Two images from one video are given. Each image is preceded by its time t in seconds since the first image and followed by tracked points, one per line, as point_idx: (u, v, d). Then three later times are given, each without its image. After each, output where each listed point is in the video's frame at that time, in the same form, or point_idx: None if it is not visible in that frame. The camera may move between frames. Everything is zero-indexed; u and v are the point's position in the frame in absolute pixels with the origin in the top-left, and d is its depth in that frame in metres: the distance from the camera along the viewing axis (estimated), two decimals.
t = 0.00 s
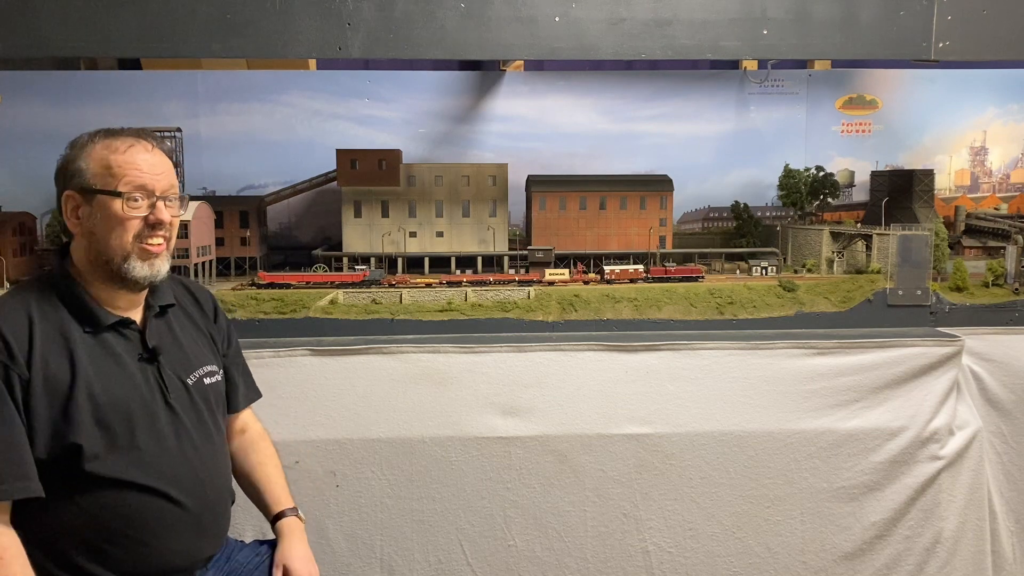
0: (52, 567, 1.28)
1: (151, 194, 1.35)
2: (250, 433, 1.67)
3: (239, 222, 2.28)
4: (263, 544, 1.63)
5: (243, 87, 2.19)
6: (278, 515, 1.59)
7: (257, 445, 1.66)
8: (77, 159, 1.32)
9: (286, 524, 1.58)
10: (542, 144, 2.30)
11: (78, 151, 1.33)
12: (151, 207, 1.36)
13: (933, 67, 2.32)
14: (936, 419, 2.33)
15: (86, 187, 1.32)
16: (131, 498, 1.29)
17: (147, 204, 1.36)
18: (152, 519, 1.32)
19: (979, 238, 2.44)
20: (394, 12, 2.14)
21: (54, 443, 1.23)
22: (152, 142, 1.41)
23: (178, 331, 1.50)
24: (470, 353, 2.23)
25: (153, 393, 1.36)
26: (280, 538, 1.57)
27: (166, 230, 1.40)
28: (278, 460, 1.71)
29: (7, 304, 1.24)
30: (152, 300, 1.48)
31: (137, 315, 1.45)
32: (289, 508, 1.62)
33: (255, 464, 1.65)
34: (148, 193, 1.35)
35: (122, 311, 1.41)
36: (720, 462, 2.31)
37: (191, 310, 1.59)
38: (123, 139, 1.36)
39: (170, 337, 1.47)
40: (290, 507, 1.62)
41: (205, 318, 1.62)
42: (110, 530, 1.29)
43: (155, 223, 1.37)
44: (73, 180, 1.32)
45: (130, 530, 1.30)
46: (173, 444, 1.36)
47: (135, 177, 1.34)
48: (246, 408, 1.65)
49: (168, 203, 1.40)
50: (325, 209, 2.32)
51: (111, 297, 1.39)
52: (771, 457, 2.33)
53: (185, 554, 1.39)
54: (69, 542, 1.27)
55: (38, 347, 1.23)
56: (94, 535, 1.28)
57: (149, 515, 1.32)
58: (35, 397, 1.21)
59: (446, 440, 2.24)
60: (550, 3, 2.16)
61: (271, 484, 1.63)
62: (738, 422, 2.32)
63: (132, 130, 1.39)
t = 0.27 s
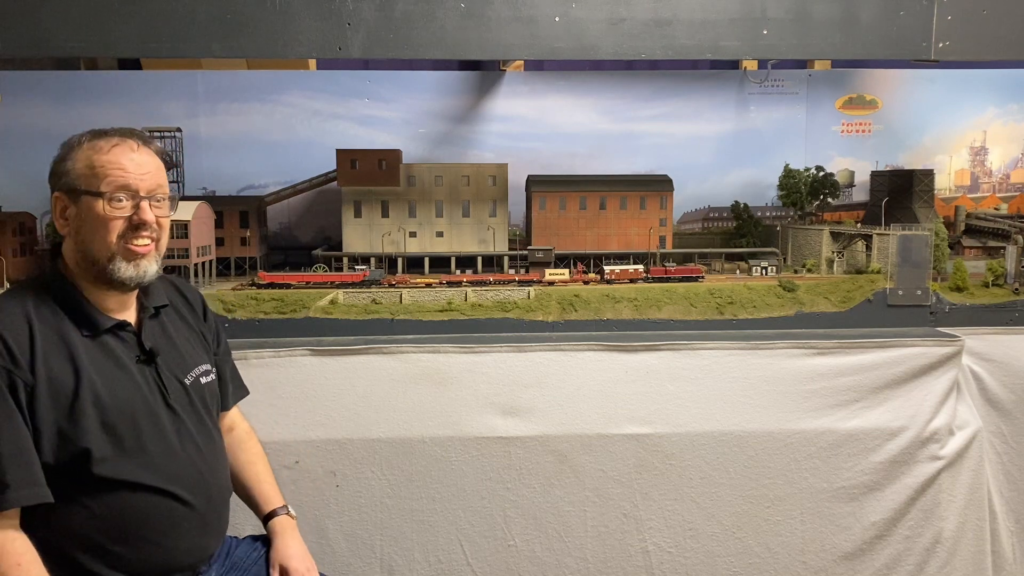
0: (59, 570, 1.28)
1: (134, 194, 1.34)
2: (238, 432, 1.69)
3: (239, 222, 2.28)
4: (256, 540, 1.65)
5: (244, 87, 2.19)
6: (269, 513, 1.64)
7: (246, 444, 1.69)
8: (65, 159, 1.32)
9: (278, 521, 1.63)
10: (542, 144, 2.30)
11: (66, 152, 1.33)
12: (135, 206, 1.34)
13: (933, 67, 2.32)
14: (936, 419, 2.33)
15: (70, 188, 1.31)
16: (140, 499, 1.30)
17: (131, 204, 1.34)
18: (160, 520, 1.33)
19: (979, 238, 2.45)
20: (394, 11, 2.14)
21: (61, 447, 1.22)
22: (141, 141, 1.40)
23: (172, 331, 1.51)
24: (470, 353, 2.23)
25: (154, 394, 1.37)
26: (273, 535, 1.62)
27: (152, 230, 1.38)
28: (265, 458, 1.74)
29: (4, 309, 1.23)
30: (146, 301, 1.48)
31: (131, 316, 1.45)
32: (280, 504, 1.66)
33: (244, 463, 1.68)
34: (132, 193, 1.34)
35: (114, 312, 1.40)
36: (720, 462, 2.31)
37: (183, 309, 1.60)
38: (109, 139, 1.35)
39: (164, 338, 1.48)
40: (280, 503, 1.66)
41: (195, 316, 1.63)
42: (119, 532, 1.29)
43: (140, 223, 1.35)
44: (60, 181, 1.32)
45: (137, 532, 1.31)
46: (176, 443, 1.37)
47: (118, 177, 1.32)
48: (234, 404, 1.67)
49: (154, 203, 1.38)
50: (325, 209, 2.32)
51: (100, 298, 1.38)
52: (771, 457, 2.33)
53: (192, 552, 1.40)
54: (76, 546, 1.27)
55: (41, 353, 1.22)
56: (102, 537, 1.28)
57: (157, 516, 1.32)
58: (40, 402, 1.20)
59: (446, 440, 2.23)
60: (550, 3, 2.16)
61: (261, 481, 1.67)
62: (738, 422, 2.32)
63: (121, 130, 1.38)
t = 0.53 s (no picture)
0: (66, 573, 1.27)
1: (129, 200, 1.33)
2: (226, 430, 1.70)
3: (239, 223, 2.28)
4: (251, 537, 1.65)
5: (244, 87, 2.19)
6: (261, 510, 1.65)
7: (234, 441, 1.69)
8: (60, 161, 1.31)
9: (270, 518, 1.64)
10: (542, 144, 2.30)
11: (60, 154, 1.32)
12: (130, 213, 1.34)
13: (933, 67, 2.32)
14: (936, 419, 2.33)
15: (65, 192, 1.31)
16: (148, 498, 1.30)
17: (126, 210, 1.34)
18: (167, 518, 1.34)
19: (979, 238, 2.44)
20: (394, 11, 2.13)
21: (67, 448, 1.22)
22: (137, 145, 1.39)
23: (166, 330, 1.52)
24: (470, 353, 2.23)
25: (155, 393, 1.38)
26: (266, 531, 1.62)
27: (147, 236, 1.38)
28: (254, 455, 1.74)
29: (3, 312, 1.22)
30: (140, 302, 1.48)
31: (127, 316, 1.45)
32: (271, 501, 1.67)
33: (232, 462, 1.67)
34: (127, 200, 1.33)
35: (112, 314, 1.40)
36: (720, 462, 2.31)
37: (173, 309, 1.61)
38: (105, 143, 1.34)
39: (160, 338, 1.48)
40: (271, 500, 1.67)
41: (185, 315, 1.64)
42: (127, 532, 1.29)
43: (134, 229, 1.35)
44: (54, 184, 1.31)
45: (146, 531, 1.31)
46: (180, 441, 1.38)
47: (113, 183, 1.32)
48: (224, 402, 1.69)
49: (149, 209, 1.37)
50: (325, 209, 2.32)
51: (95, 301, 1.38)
52: (771, 456, 2.33)
53: (197, 549, 1.41)
54: (83, 548, 1.26)
55: (43, 356, 1.23)
56: (110, 538, 1.28)
57: (163, 515, 1.33)
58: (45, 404, 1.20)
59: (446, 440, 2.24)
60: (550, 3, 2.16)
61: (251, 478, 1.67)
62: (737, 422, 2.32)
63: (117, 133, 1.37)
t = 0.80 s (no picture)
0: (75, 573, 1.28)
1: (137, 208, 1.33)
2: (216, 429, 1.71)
3: (239, 223, 2.28)
4: (246, 535, 1.65)
5: (244, 87, 2.19)
6: (254, 508, 1.66)
7: (224, 440, 1.70)
8: (65, 164, 1.30)
9: (264, 514, 1.65)
10: (542, 144, 2.30)
11: (66, 157, 1.30)
12: (136, 220, 1.34)
13: (932, 67, 2.32)
14: (936, 419, 2.33)
15: (71, 197, 1.30)
16: (154, 496, 1.31)
17: (132, 217, 1.34)
18: (173, 516, 1.34)
19: (979, 238, 2.44)
20: (394, 11, 2.13)
21: (74, 450, 1.22)
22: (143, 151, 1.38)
23: (160, 329, 1.52)
24: (470, 353, 2.23)
25: (156, 393, 1.38)
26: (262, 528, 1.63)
27: (151, 243, 1.38)
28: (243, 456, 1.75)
29: (4, 315, 1.21)
30: (134, 302, 1.48)
31: (123, 316, 1.45)
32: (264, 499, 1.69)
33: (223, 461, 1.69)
34: (134, 208, 1.33)
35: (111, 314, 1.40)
36: (720, 462, 2.31)
37: (162, 308, 1.61)
38: (113, 149, 1.33)
39: (156, 338, 1.48)
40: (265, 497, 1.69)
41: (174, 314, 1.64)
42: (134, 531, 1.30)
43: (140, 236, 1.35)
44: (59, 188, 1.30)
45: (152, 530, 1.32)
46: (184, 440, 1.39)
47: (121, 191, 1.32)
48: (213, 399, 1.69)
49: (154, 216, 1.38)
50: (325, 209, 2.32)
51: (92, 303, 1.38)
52: (771, 456, 2.33)
53: (203, 545, 1.42)
54: (91, 548, 1.27)
55: (47, 358, 1.22)
56: (117, 538, 1.28)
57: (170, 513, 1.34)
58: (51, 406, 1.20)
59: (446, 440, 2.23)
60: (550, 3, 2.16)
61: (243, 476, 1.69)
62: (738, 422, 2.32)
63: (124, 138, 1.36)
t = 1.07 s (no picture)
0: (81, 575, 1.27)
1: (127, 203, 1.33)
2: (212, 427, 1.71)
3: (239, 223, 2.28)
4: (244, 532, 1.65)
5: (244, 87, 2.19)
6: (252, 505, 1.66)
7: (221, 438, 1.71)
8: (55, 163, 1.30)
9: (261, 512, 1.66)
10: (542, 144, 2.30)
11: (55, 155, 1.30)
12: (128, 215, 1.34)
13: (932, 67, 2.32)
14: (936, 419, 2.33)
15: (61, 195, 1.30)
16: (158, 495, 1.31)
17: (123, 213, 1.33)
18: (177, 514, 1.35)
19: (979, 238, 2.44)
20: (393, 11, 2.13)
21: (79, 450, 1.22)
22: (131, 146, 1.37)
23: (154, 328, 1.52)
24: (471, 353, 2.23)
25: (156, 391, 1.38)
26: (260, 526, 1.64)
27: (145, 238, 1.37)
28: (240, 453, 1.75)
29: (6, 317, 1.20)
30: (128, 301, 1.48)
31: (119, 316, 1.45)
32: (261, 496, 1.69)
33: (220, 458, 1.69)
34: (124, 203, 1.33)
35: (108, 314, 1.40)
36: (720, 462, 2.31)
37: (156, 307, 1.60)
38: (101, 145, 1.32)
39: (152, 338, 1.48)
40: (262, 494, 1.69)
41: (166, 313, 1.64)
42: (139, 530, 1.30)
43: (132, 232, 1.35)
44: (49, 187, 1.30)
45: (156, 529, 1.32)
46: (183, 437, 1.39)
47: (111, 186, 1.31)
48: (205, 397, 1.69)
49: (146, 211, 1.37)
50: (325, 209, 2.32)
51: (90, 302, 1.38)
52: (771, 456, 2.33)
53: (205, 542, 1.43)
54: (97, 549, 1.26)
55: (50, 358, 1.22)
56: (122, 538, 1.28)
57: (174, 511, 1.34)
58: (55, 406, 1.20)
59: (446, 440, 2.23)
60: (550, 3, 2.16)
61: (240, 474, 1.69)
62: (738, 422, 2.32)
63: (112, 134, 1.35)
